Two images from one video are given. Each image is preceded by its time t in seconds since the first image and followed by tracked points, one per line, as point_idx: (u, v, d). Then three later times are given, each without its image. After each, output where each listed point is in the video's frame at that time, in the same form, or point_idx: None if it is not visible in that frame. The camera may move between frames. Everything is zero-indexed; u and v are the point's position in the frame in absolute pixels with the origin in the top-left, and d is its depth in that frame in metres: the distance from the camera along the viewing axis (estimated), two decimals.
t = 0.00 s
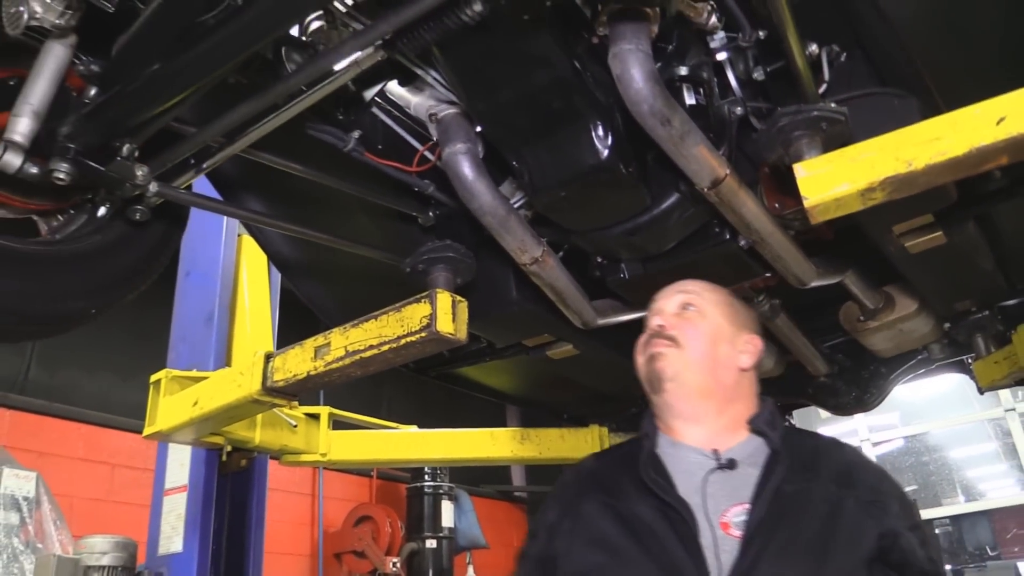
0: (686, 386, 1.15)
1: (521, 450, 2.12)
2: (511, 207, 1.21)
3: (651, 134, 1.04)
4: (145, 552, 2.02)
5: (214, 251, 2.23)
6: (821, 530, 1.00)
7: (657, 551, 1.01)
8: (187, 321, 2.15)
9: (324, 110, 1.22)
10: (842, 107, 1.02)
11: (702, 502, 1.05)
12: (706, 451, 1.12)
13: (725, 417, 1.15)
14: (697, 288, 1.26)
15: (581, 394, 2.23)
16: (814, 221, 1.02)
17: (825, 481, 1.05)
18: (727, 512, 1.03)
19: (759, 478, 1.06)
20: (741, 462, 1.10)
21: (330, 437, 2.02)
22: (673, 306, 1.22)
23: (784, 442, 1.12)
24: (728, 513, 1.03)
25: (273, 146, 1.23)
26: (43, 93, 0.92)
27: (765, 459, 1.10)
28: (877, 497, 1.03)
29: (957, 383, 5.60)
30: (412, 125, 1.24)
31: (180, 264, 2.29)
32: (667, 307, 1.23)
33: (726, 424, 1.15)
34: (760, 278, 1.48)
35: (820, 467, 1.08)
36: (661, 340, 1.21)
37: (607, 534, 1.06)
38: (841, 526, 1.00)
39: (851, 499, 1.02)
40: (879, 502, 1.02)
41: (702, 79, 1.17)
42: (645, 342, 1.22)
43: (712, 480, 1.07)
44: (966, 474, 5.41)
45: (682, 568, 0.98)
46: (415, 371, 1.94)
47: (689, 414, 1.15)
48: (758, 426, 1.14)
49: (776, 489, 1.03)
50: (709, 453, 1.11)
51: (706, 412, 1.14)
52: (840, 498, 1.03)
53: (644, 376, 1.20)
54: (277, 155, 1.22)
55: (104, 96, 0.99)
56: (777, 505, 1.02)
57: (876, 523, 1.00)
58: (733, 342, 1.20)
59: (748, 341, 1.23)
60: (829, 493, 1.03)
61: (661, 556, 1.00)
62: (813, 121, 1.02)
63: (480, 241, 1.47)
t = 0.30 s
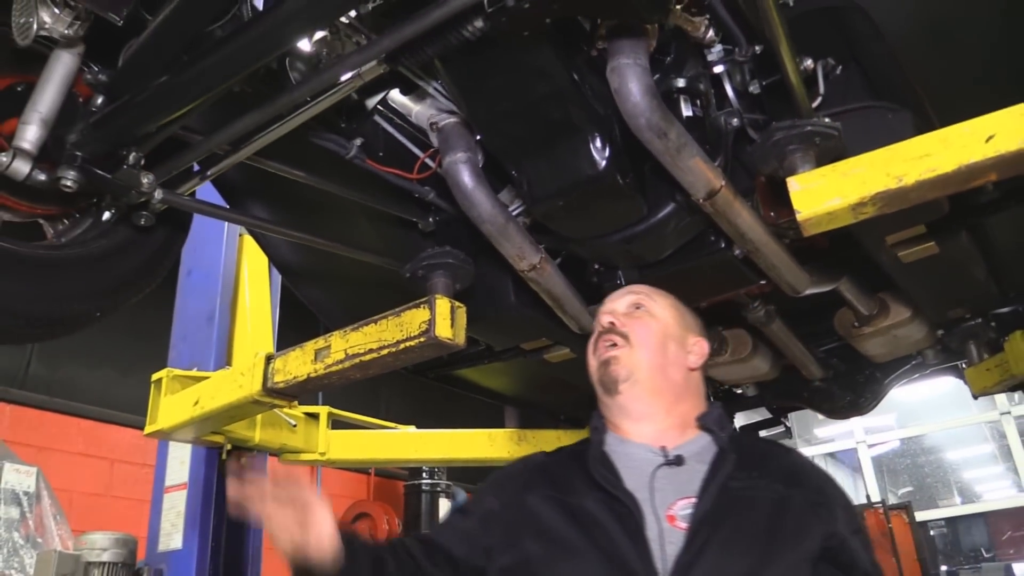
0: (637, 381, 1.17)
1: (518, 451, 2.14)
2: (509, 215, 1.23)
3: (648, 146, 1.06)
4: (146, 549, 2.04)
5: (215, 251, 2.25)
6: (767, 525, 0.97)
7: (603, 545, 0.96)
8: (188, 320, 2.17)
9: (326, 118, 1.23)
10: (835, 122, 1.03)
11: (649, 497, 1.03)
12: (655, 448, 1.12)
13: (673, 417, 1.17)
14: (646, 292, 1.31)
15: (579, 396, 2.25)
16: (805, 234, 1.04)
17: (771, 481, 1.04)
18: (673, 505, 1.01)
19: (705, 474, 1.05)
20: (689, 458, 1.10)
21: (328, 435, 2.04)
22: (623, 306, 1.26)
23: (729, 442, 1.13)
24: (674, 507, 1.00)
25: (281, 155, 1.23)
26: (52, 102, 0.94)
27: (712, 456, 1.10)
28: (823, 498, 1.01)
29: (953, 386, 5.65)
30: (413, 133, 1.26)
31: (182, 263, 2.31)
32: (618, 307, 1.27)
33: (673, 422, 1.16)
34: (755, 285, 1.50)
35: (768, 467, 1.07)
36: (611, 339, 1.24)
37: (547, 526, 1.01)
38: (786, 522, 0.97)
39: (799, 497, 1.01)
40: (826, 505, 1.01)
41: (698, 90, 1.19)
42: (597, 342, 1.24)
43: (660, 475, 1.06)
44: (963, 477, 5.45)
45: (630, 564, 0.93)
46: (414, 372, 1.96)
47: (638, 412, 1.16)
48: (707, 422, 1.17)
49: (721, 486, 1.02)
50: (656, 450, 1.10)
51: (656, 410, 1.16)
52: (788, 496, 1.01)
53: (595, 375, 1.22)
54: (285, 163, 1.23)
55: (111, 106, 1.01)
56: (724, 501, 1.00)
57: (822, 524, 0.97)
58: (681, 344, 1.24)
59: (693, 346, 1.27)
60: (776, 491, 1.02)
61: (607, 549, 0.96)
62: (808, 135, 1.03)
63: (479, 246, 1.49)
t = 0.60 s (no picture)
0: (623, 381, 1.22)
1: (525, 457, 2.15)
2: (509, 226, 1.24)
3: (644, 159, 1.07)
4: (156, 554, 2.06)
5: (224, 260, 2.27)
6: (727, 529, 1.02)
7: (564, 543, 1.01)
8: (197, 328, 2.20)
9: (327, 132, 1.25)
10: (830, 135, 1.04)
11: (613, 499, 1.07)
12: (621, 450, 1.18)
13: (645, 422, 1.22)
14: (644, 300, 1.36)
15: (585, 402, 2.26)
16: (800, 246, 1.05)
17: (732, 485, 1.09)
18: (637, 507, 1.05)
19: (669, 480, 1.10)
20: (654, 463, 1.15)
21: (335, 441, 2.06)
22: (623, 308, 1.31)
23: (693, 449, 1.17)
24: (637, 509, 1.04)
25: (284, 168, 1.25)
26: (56, 121, 0.96)
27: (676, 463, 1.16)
28: (781, 505, 1.07)
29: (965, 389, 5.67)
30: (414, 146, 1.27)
31: (190, 271, 2.33)
32: (618, 307, 1.32)
33: (645, 427, 1.22)
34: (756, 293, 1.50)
35: (730, 471, 1.13)
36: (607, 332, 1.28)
37: (508, 523, 1.05)
38: (747, 528, 1.02)
39: (759, 501, 1.06)
40: (786, 511, 1.06)
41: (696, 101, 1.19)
42: (589, 333, 1.28)
43: (625, 480, 1.10)
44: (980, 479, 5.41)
45: (592, 564, 0.97)
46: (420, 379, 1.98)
47: (614, 411, 1.21)
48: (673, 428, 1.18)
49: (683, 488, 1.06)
50: (623, 454, 1.15)
51: (631, 412, 1.21)
52: (748, 500, 1.07)
53: (583, 361, 1.25)
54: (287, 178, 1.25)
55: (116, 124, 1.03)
56: (686, 504, 1.04)
57: (781, 530, 1.02)
58: (666, 360, 1.30)
59: (670, 362, 1.33)
60: (737, 495, 1.07)
61: (569, 549, 1.00)
62: (803, 147, 1.05)
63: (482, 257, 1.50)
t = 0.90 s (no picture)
0: (629, 399, 1.23)
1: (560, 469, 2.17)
2: (534, 247, 1.26)
3: (663, 182, 1.08)
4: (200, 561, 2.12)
5: (266, 275, 2.33)
6: (724, 544, 1.04)
7: (563, 551, 1.03)
8: (240, 343, 2.25)
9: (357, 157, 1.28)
10: (849, 156, 1.05)
11: (612, 511, 1.09)
12: (623, 465, 1.20)
13: (648, 440, 1.24)
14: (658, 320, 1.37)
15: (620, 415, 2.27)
16: (821, 267, 1.05)
17: (731, 503, 1.12)
18: (635, 520, 1.07)
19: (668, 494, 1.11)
20: (655, 477, 1.16)
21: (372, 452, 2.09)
22: (637, 327, 1.31)
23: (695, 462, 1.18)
24: (635, 522, 1.06)
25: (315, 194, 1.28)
26: (95, 154, 1.01)
27: (678, 477, 1.17)
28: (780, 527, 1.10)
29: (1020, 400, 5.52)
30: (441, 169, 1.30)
31: (232, 286, 2.39)
32: (632, 325, 1.32)
33: (648, 444, 1.24)
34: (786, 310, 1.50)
35: (731, 490, 1.16)
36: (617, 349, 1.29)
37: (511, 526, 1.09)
38: (743, 548, 1.04)
39: (757, 521, 1.10)
40: (785, 534, 1.09)
41: (719, 123, 1.20)
42: (600, 349, 1.30)
43: (625, 493, 1.12)
44: None
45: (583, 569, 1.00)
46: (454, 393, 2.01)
47: (619, 426, 1.23)
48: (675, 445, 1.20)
49: (683, 502, 1.08)
50: (624, 468, 1.18)
51: (635, 429, 1.23)
52: (747, 521, 1.09)
53: (591, 377, 1.27)
54: (318, 203, 1.28)
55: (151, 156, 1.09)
56: (684, 518, 1.06)
57: (781, 551, 1.06)
58: (672, 381, 1.32)
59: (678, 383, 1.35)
60: (736, 514, 1.10)
61: (566, 557, 1.03)
62: (822, 169, 1.05)
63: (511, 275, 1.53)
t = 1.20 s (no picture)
0: (635, 417, 1.26)
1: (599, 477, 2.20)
2: (564, 263, 1.30)
3: (689, 201, 1.11)
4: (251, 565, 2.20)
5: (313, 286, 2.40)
6: (727, 554, 1.09)
7: (564, 556, 1.07)
8: (288, 353, 2.33)
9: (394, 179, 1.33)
10: (871, 174, 1.06)
11: (616, 521, 1.14)
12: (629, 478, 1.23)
13: (656, 454, 1.27)
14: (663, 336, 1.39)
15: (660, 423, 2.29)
16: (844, 282, 1.07)
17: (734, 520, 1.15)
18: (637, 533, 1.11)
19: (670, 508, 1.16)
20: (658, 491, 1.21)
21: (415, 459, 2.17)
22: (641, 345, 1.34)
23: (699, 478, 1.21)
24: (637, 535, 1.11)
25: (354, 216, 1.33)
26: (146, 184, 1.09)
27: (682, 491, 1.21)
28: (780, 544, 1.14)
29: None
30: (474, 188, 1.33)
31: (281, 297, 2.47)
32: (637, 343, 1.35)
33: (655, 458, 1.26)
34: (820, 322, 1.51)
35: (732, 505, 1.18)
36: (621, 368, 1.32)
37: (528, 532, 1.12)
38: (743, 562, 1.09)
39: (758, 538, 1.13)
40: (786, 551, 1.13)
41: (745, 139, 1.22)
42: (605, 368, 1.33)
43: (629, 506, 1.17)
44: None
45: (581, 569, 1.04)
46: (495, 402, 2.05)
47: (625, 441, 1.26)
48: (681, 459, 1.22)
49: (683, 517, 1.11)
50: (630, 481, 1.21)
51: (642, 444, 1.26)
52: (748, 537, 1.13)
53: (597, 396, 1.30)
54: (357, 224, 1.34)
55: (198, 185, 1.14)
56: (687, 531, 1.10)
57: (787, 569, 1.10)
58: (680, 396, 1.34)
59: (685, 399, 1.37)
60: (737, 531, 1.13)
61: (566, 561, 1.07)
62: (845, 187, 1.07)
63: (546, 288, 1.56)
